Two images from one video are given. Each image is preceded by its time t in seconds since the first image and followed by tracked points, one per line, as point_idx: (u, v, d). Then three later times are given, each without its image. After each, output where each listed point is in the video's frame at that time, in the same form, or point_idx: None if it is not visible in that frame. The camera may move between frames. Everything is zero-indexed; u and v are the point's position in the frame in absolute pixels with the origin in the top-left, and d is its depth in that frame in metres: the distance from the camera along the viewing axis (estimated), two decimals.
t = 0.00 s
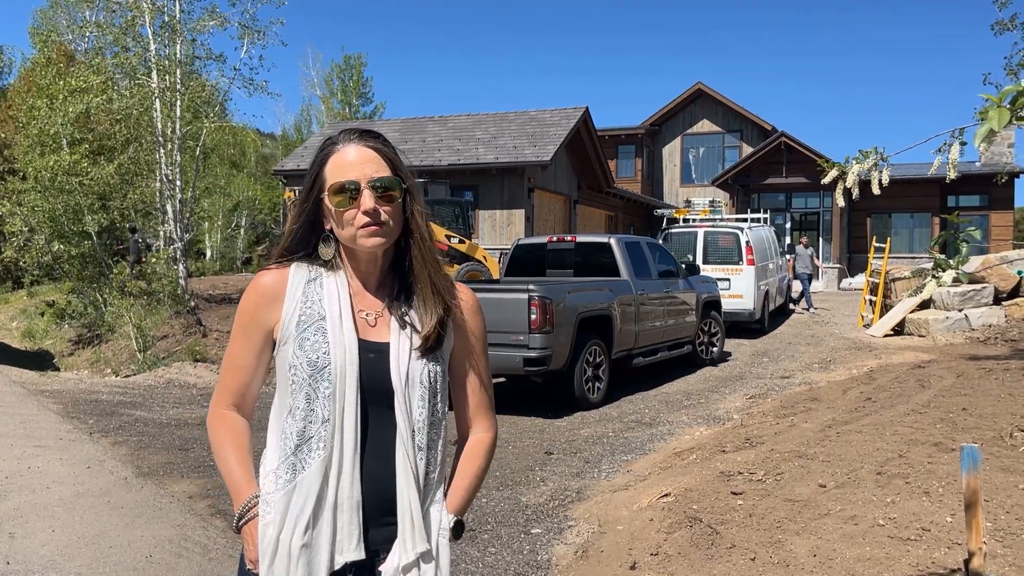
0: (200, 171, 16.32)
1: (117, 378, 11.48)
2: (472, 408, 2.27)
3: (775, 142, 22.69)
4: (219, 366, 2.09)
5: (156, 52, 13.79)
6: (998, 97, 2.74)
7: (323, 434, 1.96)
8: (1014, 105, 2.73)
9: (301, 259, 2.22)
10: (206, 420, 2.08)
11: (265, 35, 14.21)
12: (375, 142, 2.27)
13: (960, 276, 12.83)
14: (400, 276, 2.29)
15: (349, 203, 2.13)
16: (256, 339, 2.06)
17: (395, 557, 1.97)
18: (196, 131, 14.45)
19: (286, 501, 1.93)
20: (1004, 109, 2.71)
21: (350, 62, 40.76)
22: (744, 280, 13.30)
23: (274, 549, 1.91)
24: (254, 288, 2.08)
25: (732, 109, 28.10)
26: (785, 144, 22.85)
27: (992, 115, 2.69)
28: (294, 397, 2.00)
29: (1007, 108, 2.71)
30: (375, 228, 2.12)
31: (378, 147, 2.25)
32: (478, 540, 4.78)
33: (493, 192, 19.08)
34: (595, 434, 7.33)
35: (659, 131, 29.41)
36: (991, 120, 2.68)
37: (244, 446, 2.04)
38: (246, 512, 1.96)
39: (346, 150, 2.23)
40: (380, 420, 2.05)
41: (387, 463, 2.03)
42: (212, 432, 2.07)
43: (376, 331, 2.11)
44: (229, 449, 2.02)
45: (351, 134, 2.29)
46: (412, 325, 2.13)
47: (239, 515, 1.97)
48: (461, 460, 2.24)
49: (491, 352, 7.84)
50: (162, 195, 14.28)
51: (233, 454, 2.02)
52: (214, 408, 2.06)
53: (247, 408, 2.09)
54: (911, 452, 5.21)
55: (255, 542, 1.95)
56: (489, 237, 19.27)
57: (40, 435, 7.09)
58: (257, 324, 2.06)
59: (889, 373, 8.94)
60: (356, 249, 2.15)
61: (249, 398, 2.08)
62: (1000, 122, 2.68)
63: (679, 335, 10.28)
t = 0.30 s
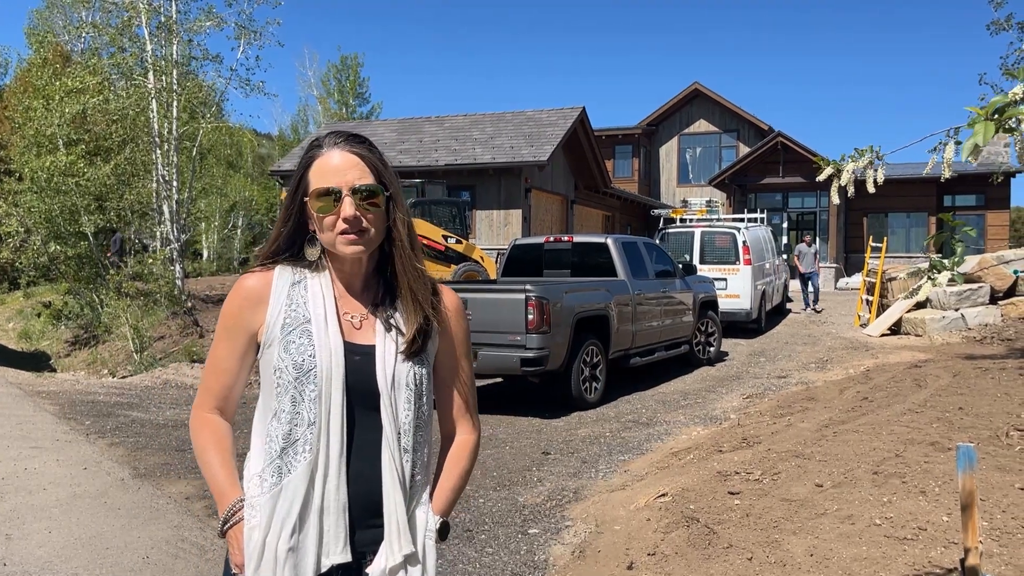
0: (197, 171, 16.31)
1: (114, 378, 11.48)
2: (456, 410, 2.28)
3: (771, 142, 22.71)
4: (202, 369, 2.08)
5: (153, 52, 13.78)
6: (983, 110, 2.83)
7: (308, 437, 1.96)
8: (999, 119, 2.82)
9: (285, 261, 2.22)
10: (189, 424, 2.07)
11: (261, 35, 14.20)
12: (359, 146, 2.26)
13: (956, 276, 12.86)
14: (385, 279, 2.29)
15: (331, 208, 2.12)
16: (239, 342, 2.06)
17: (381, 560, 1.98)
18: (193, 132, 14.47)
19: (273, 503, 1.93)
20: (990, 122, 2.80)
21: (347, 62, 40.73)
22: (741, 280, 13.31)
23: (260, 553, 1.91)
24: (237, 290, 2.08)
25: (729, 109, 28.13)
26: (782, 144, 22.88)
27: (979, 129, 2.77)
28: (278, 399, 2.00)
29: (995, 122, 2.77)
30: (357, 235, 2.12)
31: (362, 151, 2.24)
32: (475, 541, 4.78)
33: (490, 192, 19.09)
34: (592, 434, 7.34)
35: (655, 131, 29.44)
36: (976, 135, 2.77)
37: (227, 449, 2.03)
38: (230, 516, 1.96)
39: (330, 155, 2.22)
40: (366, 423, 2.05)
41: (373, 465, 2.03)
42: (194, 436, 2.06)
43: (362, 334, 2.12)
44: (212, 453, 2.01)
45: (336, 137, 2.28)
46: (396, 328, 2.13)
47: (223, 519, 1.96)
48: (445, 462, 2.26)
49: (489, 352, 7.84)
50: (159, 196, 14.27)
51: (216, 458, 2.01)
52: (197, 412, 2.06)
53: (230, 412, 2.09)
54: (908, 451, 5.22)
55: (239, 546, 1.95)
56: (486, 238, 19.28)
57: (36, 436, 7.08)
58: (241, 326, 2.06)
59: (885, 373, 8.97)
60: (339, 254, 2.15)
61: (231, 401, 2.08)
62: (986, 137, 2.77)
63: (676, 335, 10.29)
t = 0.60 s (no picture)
0: (193, 170, 16.27)
1: (110, 378, 11.47)
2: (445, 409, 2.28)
3: (768, 142, 22.73)
4: (184, 370, 2.07)
5: (149, 51, 13.73)
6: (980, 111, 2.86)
7: (297, 437, 1.96)
8: (994, 119, 2.86)
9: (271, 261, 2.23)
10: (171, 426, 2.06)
11: (258, 35, 14.19)
12: (344, 148, 2.26)
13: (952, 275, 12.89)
14: (372, 280, 2.30)
15: (316, 212, 2.13)
16: (224, 342, 2.05)
17: (371, 559, 1.98)
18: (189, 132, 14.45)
19: (261, 504, 1.93)
20: (987, 122, 2.84)
21: (344, 62, 40.69)
22: (737, 280, 13.33)
23: (250, 554, 1.91)
24: (222, 291, 2.07)
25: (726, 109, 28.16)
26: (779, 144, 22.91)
27: (977, 130, 2.80)
28: (266, 399, 2.00)
29: (992, 123, 2.80)
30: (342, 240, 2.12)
31: (347, 154, 2.24)
32: (472, 540, 4.79)
33: (487, 192, 19.09)
34: (588, 434, 7.34)
35: (652, 131, 29.46)
36: (975, 135, 2.79)
37: (211, 451, 2.03)
38: (216, 519, 1.96)
39: (315, 158, 2.22)
40: (355, 423, 2.05)
41: (361, 465, 2.03)
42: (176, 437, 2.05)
43: (349, 335, 2.12)
44: (195, 456, 2.00)
45: (321, 139, 2.28)
46: (383, 329, 2.14)
47: (210, 522, 1.96)
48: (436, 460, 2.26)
49: (485, 352, 7.84)
50: (156, 195, 14.26)
51: (200, 461, 2.01)
52: (178, 413, 2.05)
53: (212, 413, 2.08)
54: (904, 451, 5.24)
55: (227, 549, 1.95)
56: (483, 238, 19.28)
57: (32, 436, 7.07)
58: (227, 326, 2.05)
59: (881, 372, 8.98)
60: (324, 257, 2.16)
61: (213, 403, 2.07)
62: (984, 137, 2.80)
63: (673, 335, 10.30)
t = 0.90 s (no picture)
0: (189, 170, 16.23)
1: (105, 378, 11.46)
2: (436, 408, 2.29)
3: (763, 142, 22.77)
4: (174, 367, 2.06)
5: (144, 50, 13.67)
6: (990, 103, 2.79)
7: (287, 433, 1.97)
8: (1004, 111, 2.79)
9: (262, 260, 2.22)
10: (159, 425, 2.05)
11: (254, 34, 14.16)
12: (335, 149, 2.26)
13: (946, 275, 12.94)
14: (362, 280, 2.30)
15: (309, 213, 2.13)
16: (214, 340, 2.04)
17: (358, 556, 1.99)
18: (185, 131, 14.44)
19: (250, 501, 1.93)
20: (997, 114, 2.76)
21: (339, 61, 40.65)
22: (732, 279, 13.35)
23: (238, 552, 1.90)
24: (213, 287, 2.07)
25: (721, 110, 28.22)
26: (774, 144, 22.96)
27: (988, 122, 2.72)
28: (256, 395, 2.00)
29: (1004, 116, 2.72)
30: (335, 240, 2.12)
31: (339, 155, 2.25)
32: (467, 539, 4.80)
33: (483, 192, 19.10)
34: (583, 433, 7.36)
35: (647, 131, 29.50)
36: (985, 127, 2.72)
37: (199, 450, 2.02)
38: (204, 518, 1.95)
39: (307, 158, 2.22)
40: (344, 419, 2.06)
41: (349, 462, 2.04)
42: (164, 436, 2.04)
43: (340, 332, 2.13)
44: (183, 455, 2.00)
45: (312, 140, 2.28)
46: (375, 326, 2.14)
47: (197, 522, 1.95)
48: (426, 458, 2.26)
49: (481, 352, 7.85)
50: (151, 194, 14.23)
51: (187, 459, 1.99)
52: (167, 412, 2.04)
53: (201, 412, 2.07)
54: (898, 450, 5.26)
55: (214, 547, 1.94)
56: (478, 237, 19.29)
57: (26, 436, 7.05)
58: (217, 323, 2.05)
59: (875, 372, 9.01)
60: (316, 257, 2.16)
61: (203, 401, 2.06)
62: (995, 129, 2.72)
63: (668, 335, 10.32)
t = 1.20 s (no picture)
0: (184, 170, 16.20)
1: (101, 378, 11.43)
2: (427, 411, 2.29)
3: (759, 143, 22.79)
4: (168, 367, 2.05)
5: (139, 49, 13.63)
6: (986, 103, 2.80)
7: (280, 432, 1.96)
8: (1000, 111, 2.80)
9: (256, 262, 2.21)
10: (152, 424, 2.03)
11: (249, 33, 14.13)
12: (329, 153, 2.25)
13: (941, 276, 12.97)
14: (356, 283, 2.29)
15: (303, 218, 2.12)
16: (209, 340, 2.04)
17: (348, 555, 1.99)
18: (180, 130, 14.41)
19: (241, 500, 1.92)
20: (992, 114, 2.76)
21: (335, 61, 40.57)
22: (728, 280, 13.37)
23: (229, 551, 1.90)
24: (207, 288, 2.06)
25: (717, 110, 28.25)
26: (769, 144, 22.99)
27: (984, 120, 2.73)
28: (249, 394, 2.00)
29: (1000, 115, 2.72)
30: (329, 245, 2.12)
31: (333, 159, 2.24)
32: (464, 539, 4.79)
33: (479, 192, 19.09)
34: (580, 433, 7.36)
35: (643, 131, 29.52)
36: (981, 125, 2.74)
37: (190, 450, 2.00)
38: (194, 518, 1.93)
39: (301, 163, 2.21)
40: (337, 419, 2.06)
41: (342, 461, 2.04)
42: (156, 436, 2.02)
43: (333, 333, 2.13)
44: (176, 453, 1.98)
45: (306, 144, 2.27)
46: (368, 330, 2.14)
47: (187, 521, 1.93)
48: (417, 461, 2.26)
49: (477, 352, 7.83)
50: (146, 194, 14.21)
51: (179, 458, 1.98)
52: (160, 411, 2.02)
53: (195, 412, 2.06)
54: (894, 450, 5.28)
55: (204, 547, 1.92)
56: (474, 237, 19.28)
57: (21, 436, 7.02)
58: (211, 323, 2.04)
59: (871, 372, 9.02)
60: (310, 261, 2.16)
61: (196, 402, 2.05)
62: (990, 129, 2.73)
63: (664, 335, 10.33)
